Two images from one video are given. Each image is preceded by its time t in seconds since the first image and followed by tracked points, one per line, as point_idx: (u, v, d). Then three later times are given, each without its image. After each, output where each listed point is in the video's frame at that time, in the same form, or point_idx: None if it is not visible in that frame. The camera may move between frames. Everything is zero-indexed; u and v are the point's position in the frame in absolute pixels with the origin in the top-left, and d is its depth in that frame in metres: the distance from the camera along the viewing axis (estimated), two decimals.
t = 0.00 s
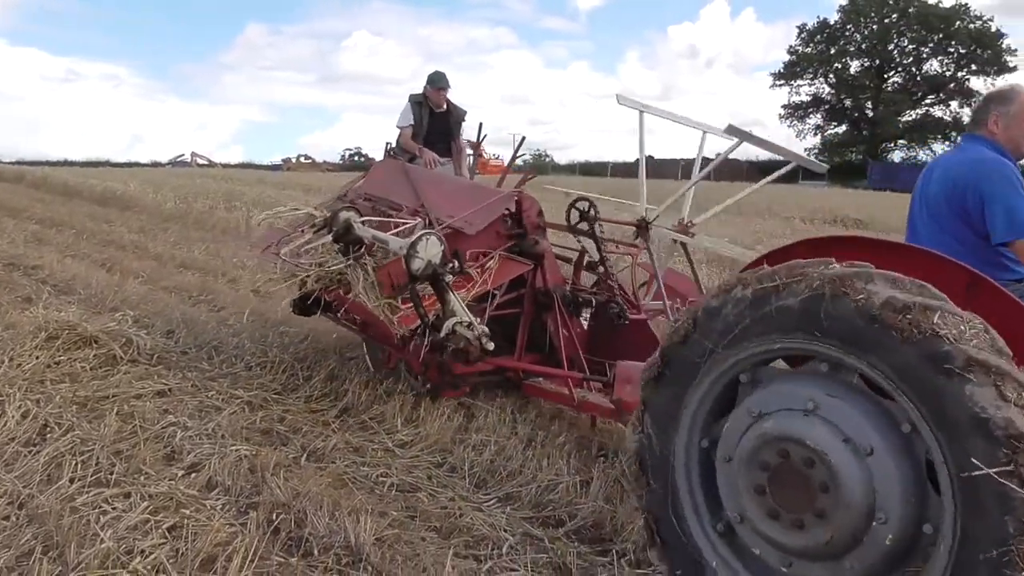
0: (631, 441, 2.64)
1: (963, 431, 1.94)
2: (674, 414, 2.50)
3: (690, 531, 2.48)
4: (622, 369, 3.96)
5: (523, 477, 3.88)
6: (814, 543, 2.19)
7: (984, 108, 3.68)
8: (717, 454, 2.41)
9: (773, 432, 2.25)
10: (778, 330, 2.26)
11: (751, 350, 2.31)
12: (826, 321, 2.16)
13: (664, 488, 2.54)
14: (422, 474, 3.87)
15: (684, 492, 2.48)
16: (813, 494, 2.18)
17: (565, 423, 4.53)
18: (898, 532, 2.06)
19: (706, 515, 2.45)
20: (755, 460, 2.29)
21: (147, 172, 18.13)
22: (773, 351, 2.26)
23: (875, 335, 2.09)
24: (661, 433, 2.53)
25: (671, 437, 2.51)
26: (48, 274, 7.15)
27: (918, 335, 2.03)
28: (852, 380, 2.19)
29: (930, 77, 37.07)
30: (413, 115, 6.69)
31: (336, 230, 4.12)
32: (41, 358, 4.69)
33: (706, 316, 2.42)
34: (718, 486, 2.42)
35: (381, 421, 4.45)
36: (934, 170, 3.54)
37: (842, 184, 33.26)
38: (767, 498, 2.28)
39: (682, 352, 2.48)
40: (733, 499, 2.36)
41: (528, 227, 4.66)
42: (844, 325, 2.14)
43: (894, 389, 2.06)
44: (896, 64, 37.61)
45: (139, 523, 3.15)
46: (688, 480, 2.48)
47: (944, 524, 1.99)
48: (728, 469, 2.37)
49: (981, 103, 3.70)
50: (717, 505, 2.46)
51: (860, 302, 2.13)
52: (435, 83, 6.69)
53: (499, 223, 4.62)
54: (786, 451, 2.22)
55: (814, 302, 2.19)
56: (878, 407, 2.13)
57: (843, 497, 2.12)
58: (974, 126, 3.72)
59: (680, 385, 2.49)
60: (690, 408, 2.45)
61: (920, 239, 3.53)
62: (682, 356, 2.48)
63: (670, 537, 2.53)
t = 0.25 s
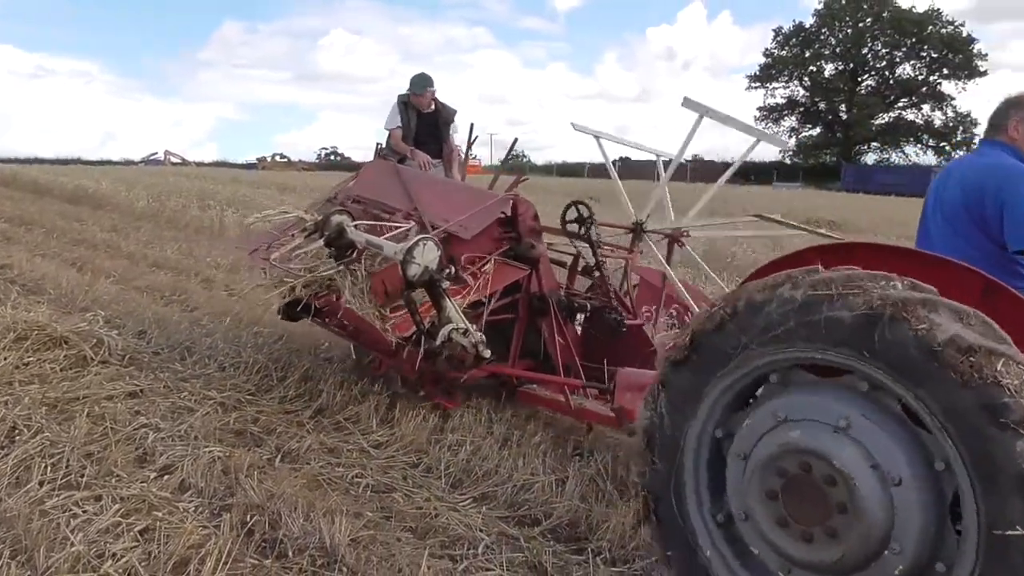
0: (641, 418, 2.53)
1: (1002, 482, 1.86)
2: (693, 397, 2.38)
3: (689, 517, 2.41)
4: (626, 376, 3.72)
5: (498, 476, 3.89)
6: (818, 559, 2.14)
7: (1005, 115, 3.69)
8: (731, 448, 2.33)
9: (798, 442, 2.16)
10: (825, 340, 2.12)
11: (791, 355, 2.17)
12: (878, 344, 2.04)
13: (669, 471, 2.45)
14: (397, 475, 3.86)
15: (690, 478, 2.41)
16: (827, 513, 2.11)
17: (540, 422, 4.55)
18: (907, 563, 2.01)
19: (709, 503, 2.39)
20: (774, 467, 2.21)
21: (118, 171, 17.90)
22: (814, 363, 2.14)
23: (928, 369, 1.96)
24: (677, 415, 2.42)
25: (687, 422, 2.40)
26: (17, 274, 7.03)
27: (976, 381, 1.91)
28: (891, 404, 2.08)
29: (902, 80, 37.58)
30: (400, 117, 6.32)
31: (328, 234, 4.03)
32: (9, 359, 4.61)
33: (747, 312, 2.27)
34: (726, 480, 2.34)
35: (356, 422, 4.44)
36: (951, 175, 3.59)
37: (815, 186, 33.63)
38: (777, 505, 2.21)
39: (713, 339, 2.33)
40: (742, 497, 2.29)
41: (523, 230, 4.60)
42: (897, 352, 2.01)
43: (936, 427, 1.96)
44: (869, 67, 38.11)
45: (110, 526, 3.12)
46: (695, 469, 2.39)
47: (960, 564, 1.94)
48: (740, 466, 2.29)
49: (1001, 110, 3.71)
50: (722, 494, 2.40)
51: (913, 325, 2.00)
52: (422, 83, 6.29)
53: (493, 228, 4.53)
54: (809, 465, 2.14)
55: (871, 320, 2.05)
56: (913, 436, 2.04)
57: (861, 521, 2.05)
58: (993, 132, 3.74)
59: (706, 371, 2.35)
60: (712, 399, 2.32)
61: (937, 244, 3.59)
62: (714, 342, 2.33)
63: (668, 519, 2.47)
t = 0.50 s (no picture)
0: (657, 394, 2.52)
1: None
2: (718, 383, 2.36)
3: (690, 498, 2.44)
4: (621, 383, 3.43)
5: (470, 477, 3.89)
6: (823, 571, 2.16)
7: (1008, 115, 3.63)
8: (748, 443, 2.32)
9: (824, 454, 2.14)
10: (871, 356, 2.07)
11: (827, 361, 2.13)
12: (929, 372, 1.99)
13: (677, 451, 2.46)
14: (368, 477, 3.84)
15: (698, 463, 2.41)
16: (840, 527, 2.13)
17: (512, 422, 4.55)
18: None
19: (713, 488, 2.41)
20: (793, 473, 2.21)
21: (81, 171, 17.57)
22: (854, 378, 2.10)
23: (981, 410, 1.91)
24: (697, 398, 2.41)
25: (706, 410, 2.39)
26: None
27: None
28: (926, 429, 2.05)
29: (866, 82, 38.17)
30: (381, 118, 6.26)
31: (312, 240, 3.87)
32: None
33: (789, 313, 2.23)
34: (736, 473, 2.35)
35: (326, 424, 4.40)
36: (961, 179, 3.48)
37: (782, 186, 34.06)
38: (788, 509, 2.22)
39: (749, 331, 2.29)
40: (751, 491, 2.31)
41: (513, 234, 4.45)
42: (949, 385, 1.96)
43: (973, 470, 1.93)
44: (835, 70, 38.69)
45: (75, 533, 3.06)
46: (705, 456, 2.39)
47: None
48: (755, 464, 2.30)
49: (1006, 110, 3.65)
50: (728, 481, 2.41)
51: (910, 325, 2.04)
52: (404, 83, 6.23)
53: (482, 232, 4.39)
54: (830, 478, 2.14)
55: (926, 347, 2.00)
56: (944, 469, 2.02)
57: (875, 540, 2.07)
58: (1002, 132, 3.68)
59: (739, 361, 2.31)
60: (737, 391, 2.30)
61: (946, 252, 3.47)
62: (750, 336, 2.29)
63: (667, 497, 2.49)
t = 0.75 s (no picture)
0: (688, 369, 2.41)
1: None
2: (757, 371, 2.24)
3: (701, 482, 2.36)
4: (616, 390, 3.47)
5: (444, 477, 3.87)
6: None
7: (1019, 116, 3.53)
8: (775, 439, 2.22)
9: (858, 468, 2.06)
10: (931, 379, 1.97)
11: (882, 374, 2.03)
12: (992, 409, 1.90)
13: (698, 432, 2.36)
14: (340, 479, 3.80)
15: (717, 449, 2.32)
16: (862, 542, 2.06)
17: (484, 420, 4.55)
18: None
19: (728, 476, 2.33)
20: (821, 478, 2.12)
21: (41, 171, 17.21)
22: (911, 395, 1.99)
23: None
24: (731, 382, 2.29)
25: (737, 394, 2.28)
26: None
27: None
28: (971, 459, 1.97)
29: (830, 83, 38.75)
30: (363, 117, 6.17)
31: (298, 243, 3.80)
32: None
33: (853, 318, 2.09)
34: (755, 465, 2.27)
35: (297, 426, 4.36)
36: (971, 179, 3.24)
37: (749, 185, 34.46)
38: (807, 514, 2.15)
39: (801, 326, 2.17)
40: (770, 488, 2.22)
41: (504, 234, 4.40)
42: (1012, 426, 1.87)
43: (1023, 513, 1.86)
44: (800, 69, 39.22)
45: (39, 542, 2.99)
46: (726, 442, 2.31)
47: None
48: (780, 462, 2.21)
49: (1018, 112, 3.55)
50: (742, 470, 2.34)
51: (921, 321, 2.01)
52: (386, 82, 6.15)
53: (473, 233, 4.34)
54: (860, 492, 2.06)
55: (995, 382, 1.90)
56: (984, 502, 1.95)
57: (895, 560, 2.01)
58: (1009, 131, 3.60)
59: (783, 350, 2.20)
60: (777, 381, 2.19)
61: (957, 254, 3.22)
62: (804, 331, 2.16)
63: (677, 478, 2.41)
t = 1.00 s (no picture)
0: (733, 345, 2.40)
1: None
2: (805, 359, 2.24)
3: (725, 460, 2.39)
4: (619, 392, 3.38)
5: (425, 475, 3.86)
6: None
7: None
8: (812, 431, 2.25)
9: (899, 477, 2.09)
10: (992, 402, 1.97)
11: (943, 388, 2.03)
12: None
13: (732, 411, 2.37)
14: (320, 479, 3.77)
15: (748, 432, 2.35)
16: (888, 545, 2.11)
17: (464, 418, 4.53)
18: None
19: (752, 458, 2.37)
20: (859, 479, 2.15)
21: (3, 171, 16.83)
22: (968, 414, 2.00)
23: None
24: (777, 366, 2.29)
25: (782, 381, 2.28)
26: None
27: None
28: (1016, 485, 1.99)
29: (801, 80, 39.17)
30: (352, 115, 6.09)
31: (292, 244, 3.72)
32: None
33: (925, 324, 2.07)
34: (785, 454, 2.30)
35: (275, 426, 4.31)
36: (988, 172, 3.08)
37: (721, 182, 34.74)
38: (835, 511, 2.20)
39: (867, 324, 2.14)
40: (799, 478, 2.26)
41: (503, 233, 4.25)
42: None
43: None
44: (770, 67, 39.61)
45: (12, 547, 2.93)
46: (759, 426, 2.33)
47: None
48: (813, 455, 2.24)
49: None
50: (768, 454, 2.37)
51: (997, 342, 1.98)
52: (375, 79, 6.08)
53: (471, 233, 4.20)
54: (898, 500, 2.09)
55: None
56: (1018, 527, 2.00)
57: (917, 567, 2.07)
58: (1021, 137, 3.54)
59: (841, 345, 2.18)
60: (828, 376, 2.19)
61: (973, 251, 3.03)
62: (867, 328, 2.14)
63: (699, 453, 2.45)
